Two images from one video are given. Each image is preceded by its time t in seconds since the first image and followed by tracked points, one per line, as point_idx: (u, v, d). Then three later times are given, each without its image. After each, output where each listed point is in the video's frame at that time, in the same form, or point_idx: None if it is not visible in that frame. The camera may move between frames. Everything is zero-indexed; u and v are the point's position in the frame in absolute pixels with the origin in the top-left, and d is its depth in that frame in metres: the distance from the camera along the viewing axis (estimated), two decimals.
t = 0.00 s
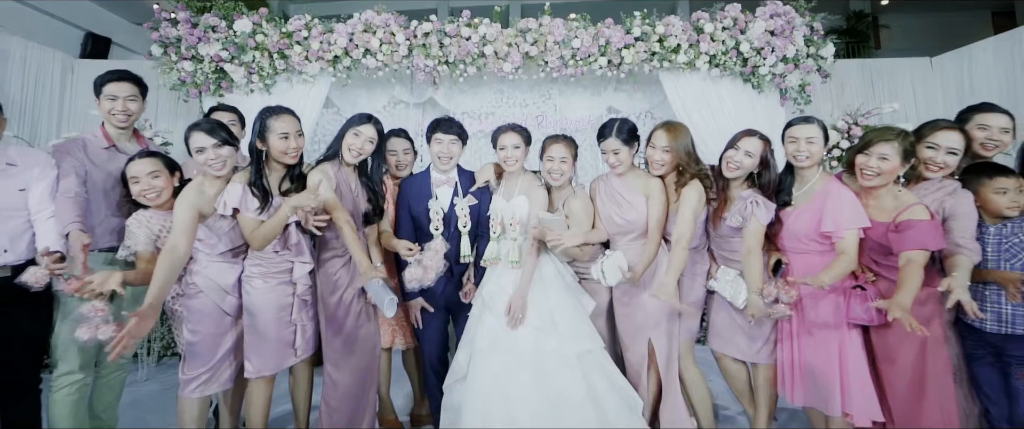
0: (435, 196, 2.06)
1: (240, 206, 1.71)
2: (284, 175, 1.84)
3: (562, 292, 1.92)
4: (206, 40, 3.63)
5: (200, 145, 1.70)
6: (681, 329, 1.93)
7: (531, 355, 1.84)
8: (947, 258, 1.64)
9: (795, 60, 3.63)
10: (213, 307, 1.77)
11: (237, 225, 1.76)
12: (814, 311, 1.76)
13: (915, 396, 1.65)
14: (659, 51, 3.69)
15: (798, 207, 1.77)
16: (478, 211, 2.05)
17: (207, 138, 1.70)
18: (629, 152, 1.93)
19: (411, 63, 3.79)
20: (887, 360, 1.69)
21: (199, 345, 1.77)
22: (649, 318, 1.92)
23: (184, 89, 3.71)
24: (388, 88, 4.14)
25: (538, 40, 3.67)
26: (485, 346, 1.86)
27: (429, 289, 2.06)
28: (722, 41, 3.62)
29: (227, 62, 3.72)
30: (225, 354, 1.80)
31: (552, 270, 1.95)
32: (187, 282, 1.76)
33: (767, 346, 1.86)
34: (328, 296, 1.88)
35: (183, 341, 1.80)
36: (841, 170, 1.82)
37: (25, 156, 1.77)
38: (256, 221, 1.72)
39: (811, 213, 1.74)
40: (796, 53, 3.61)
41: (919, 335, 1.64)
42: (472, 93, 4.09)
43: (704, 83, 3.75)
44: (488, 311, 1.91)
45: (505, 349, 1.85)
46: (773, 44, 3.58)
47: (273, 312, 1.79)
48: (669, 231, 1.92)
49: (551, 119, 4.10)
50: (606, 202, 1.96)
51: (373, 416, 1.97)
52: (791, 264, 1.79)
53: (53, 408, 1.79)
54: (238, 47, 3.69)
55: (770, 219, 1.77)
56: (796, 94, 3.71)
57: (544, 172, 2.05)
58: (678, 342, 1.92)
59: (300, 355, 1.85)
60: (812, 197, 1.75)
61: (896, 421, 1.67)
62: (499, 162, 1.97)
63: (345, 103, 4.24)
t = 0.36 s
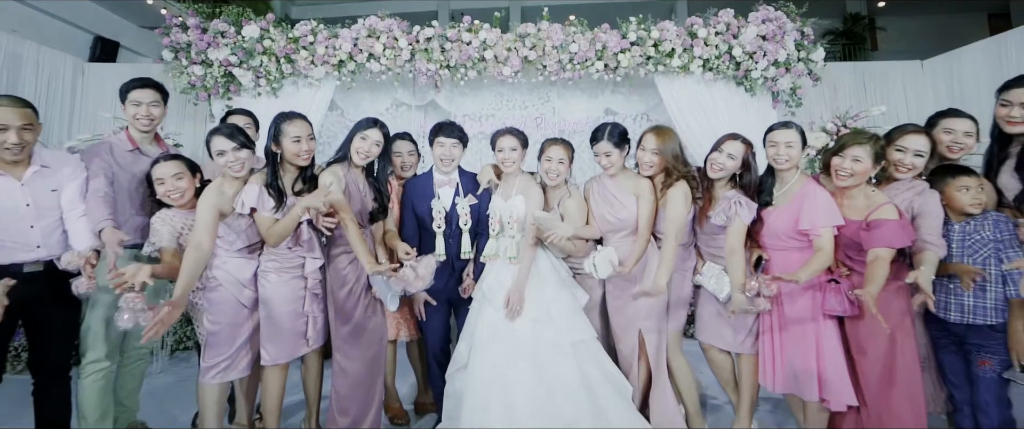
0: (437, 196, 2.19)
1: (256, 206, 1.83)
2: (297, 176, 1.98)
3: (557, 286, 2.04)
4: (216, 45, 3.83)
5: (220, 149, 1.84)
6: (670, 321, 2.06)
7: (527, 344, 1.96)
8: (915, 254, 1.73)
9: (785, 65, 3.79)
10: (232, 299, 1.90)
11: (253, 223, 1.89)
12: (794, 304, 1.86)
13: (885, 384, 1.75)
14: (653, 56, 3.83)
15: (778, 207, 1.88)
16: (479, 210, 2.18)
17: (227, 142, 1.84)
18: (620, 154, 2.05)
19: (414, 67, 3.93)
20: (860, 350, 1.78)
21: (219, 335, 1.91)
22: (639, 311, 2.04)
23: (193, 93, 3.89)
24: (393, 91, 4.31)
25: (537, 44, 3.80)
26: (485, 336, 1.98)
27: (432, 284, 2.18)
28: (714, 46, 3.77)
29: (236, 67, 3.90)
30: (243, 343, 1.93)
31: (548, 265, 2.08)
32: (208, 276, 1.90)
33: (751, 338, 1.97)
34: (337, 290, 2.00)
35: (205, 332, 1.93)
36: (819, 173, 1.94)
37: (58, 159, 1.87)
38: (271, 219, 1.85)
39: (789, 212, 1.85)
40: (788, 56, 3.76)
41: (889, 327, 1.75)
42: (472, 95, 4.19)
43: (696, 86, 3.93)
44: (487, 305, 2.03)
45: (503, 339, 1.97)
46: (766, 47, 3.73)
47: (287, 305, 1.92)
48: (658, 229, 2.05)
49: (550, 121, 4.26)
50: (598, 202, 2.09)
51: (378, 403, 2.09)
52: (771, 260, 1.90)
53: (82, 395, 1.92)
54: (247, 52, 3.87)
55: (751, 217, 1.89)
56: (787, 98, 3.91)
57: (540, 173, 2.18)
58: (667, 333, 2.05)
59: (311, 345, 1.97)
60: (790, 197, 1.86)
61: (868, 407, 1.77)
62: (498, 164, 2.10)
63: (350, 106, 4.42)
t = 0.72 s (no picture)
0: (441, 196, 2.34)
1: (273, 206, 1.97)
2: (310, 178, 2.12)
3: (553, 280, 2.18)
4: (225, 50, 3.97)
5: (240, 152, 1.97)
6: (659, 314, 2.20)
7: (524, 335, 2.09)
8: (885, 250, 1.84)
9: (776, 68, 3.94)
10: (250, 293, 2.04)
11: (269, 222, 2.03)
12: (774, 297, 1.99)
13: (857, 372, 1.87)
14: (649, 60, 3.96)
15: (759, 206, 2.02)
16: (480, 210, 2.34)
17: (245, 146, 1.98)
18: (613, 157, 2.19)
19: (417, 71, 4.07)
20: (835, 340, 1.91)
21: (238, 326, 2.05)
22: (630, 304, 2.17)
23: (204, 97, 4.08)
24: (397, 94, 4.48)
25: (536, 49, 3.94)
26: (486, 328, 2.11)
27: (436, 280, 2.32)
28: (707, 50, 3.92)
29: (245, 71, 4.04)
30: (260, 334, 2.07)
31: (544, 261, 2.20)
32: (227, 271, 2.04)
33: (734, 330, 2.10)
34: (347, 284, 2.14)
35: (225, 323, 2.07)
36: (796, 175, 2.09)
37: (86, 161, 1.98)
38: (286, 218, 1.98)
39: (769, 211, 1.98)
40: (778, 60, 3.90)
41: (861, 318, 1.87)
42: (472, 99, 4.48)
43: (690, 89, 4.11)
44: (487, 298, 2.15)
45: (503, 331, 2.09)
46: (757, 52, 3.87)
47: (301, 298, 2.06)
48: (648, 227, 2.19)
49: (549, 123, 4.46)
50: (592, 202, 2.23)
51: (385, 390, 2.22)
52: (753, 256, 2.03)
53: (110, 383, 2.05)
54: (255, 57, 4.01)
55: (734, 216, 2.03)
56: (777, 102, 4.07)
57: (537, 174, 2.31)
58: (656, 325, 2.19)
59: (323, 336, 2.11)
60: (770, 197, 2.00)
61: (842, 393, 1.89)
62: (497, 166, 2.24)
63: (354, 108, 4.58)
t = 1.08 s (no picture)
0: (444, 196, 2.47)
1: (287, 205, 2.10)
2: (321, 179, 2.24)
3: (551, 275, 2.30)
4: (233, 54, 4.09)
5: (256, 154, 2.10)
6: (651, 308, 2.33)
7: (524, 327, 2.20)
8: (860, 247, 1.96)
9: (769, 72, 4.05)
10: (264, 287, 2.16)
11: (282, 220, 2.16)
12: (759, 291, 2.12)
13: (835, 360, 1.98)
14: (645, 64, 4.08)
15: (743, 205, 2.15)
16: (481, 208, 2.46)
17: (261, 148, 2.10)
18: (607, 159, 2.32)
19: (420, 74, 4.20)
20: (815, 331, 2.03)
21: (254, 318, 2.16)
22: (624, 299, 2.30)
23: (213, 99, 4.22)
24: (399, 96, 4.62)
25: (536, 53, 4.06)
26: (488, 320, 2.22)
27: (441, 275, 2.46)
28: (702, 55, 4.03)
29: (253, 75, 4.16)
30: (275, 326, 2.19)
31: (542, 257, 2.32)
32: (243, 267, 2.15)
33: (721, 322, 2.24)
34: (358, 278, 2.27)
35: (241, 316, 2.19)
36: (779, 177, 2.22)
37: (112, 163, 2.10)
38: (299, 217, 2.11)
39: (752, 210, 2.11)
40: (771, 64, 4.02)
41: (840, 310, 1.98)
42: (474, 101, 4.62)
43: (687, 91, 4.26)
44: (489, 292, 2.27)
45: (503, 323, 2.21)
46: (751, 56, 3.99)
47: (313, 291, 2.18)
48: (640, 225, 2.32)
49: (548, 124, 4.61)
50: (588, 201, 2.36)
51: (392, 379, 2.35)
52: (739, 251, 2.16)
53: (133, 372, 2.17)
54: (263, 60, 4.13)
55: (720, 215, 2.15)
56: (770, 104, 4.20)
57: (536, 175, 2.44)
58: (648, 318, 2.32)
59: (334, 327, 2.23)
60: (753, 196, 2.13)
61: (821, 380, 2.02)
62: (498, 167, 2.37)
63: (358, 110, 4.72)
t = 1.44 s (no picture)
0: (448, 195, 2.63)
1: (300, 203, 2.23)
2: (331, 178, 2.36)
3: (550, 270, 2.42)
4: (242, 57, 4.21)
5: (270, 155, 2.21)
6: (645, 302, 2.45)
7: (523, 318, 2.32)
8: (839, 242, 2.09)
9: (761, 74, 4.18)
10: (277, 281, 2.27)
11: (294, 217, 2.27)
12: (746, 285, 2.24)
13: (816, 349, 2.10)
14: (641, 67, 4.20)
15: (732, 204, 2.27)
16: (484, 207, 2.59)
17: (274, 149, 2.21)
18: (603, 160, 2.44)
19: (422, 77, 4.32)
20: (798, 322, 2.15)
21: (267, 311, 2.27)
22: (619, 293, 2.42)
23: (222, 101, 4.35)
24: (402, 98, 4.75)
25: (535, 56, 4.19)
26: (490, 313, 2.34)
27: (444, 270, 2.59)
28: (696, 58, 4.16)
29: (260, 77, 4.29)
30: (287, 318, 2.30)
31: (541, 253, 2.44)
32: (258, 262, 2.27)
33: (710, 315, 2.36)
34: (366, 272, 2.40)
35: (255, 308, 2.30)
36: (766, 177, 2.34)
37: (133, 163, 2.22)
38: (311, 214, 2.23)
39: (739, 208, 2.24)
40: (764, 67, 4.14)
41: (821, 302, 2.10)
42: (475, 103, 4.75)
43: (683, 94, 4.39)
44: (490, 287, 2.39)
45: (504, 316, 2.33)
46: (744, 59, 4.12)
47: (325, 284, 2.31)
48: (634, 223, 2.45)
49: (547, 125, 4.74)
50: (584, 200, 2.49)
51: (397, 368, 2.47)
52: (727, 247, 2.29)
53: (154, 361, 2.30)
54: (270, 63, 4.25)
55: (710, 212, 2.27)
56: (763, 106, 4.33)
57: (534, 175, 2.58)
58: (641, 311, 2.44)
59: (343, 318, 2.36)
60: (740, 196, 2.25)
61: (804, 368, 2.14)
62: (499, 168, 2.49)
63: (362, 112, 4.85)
